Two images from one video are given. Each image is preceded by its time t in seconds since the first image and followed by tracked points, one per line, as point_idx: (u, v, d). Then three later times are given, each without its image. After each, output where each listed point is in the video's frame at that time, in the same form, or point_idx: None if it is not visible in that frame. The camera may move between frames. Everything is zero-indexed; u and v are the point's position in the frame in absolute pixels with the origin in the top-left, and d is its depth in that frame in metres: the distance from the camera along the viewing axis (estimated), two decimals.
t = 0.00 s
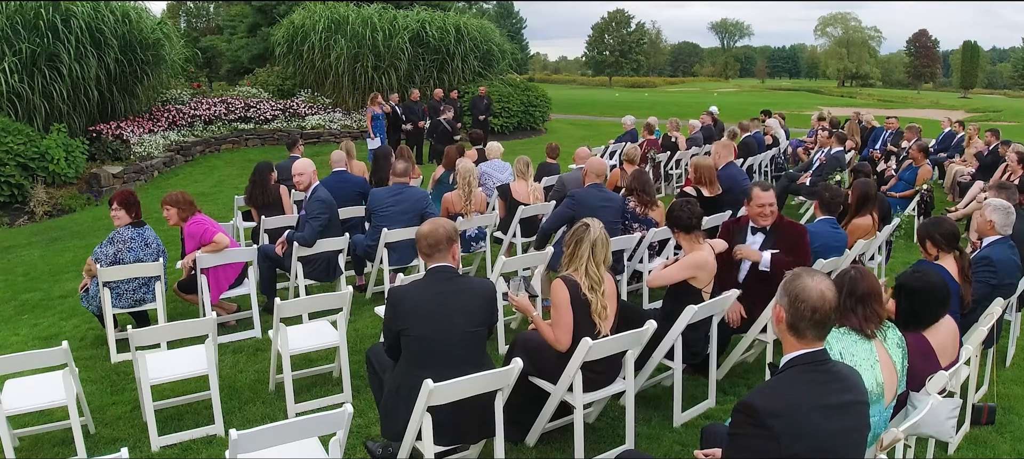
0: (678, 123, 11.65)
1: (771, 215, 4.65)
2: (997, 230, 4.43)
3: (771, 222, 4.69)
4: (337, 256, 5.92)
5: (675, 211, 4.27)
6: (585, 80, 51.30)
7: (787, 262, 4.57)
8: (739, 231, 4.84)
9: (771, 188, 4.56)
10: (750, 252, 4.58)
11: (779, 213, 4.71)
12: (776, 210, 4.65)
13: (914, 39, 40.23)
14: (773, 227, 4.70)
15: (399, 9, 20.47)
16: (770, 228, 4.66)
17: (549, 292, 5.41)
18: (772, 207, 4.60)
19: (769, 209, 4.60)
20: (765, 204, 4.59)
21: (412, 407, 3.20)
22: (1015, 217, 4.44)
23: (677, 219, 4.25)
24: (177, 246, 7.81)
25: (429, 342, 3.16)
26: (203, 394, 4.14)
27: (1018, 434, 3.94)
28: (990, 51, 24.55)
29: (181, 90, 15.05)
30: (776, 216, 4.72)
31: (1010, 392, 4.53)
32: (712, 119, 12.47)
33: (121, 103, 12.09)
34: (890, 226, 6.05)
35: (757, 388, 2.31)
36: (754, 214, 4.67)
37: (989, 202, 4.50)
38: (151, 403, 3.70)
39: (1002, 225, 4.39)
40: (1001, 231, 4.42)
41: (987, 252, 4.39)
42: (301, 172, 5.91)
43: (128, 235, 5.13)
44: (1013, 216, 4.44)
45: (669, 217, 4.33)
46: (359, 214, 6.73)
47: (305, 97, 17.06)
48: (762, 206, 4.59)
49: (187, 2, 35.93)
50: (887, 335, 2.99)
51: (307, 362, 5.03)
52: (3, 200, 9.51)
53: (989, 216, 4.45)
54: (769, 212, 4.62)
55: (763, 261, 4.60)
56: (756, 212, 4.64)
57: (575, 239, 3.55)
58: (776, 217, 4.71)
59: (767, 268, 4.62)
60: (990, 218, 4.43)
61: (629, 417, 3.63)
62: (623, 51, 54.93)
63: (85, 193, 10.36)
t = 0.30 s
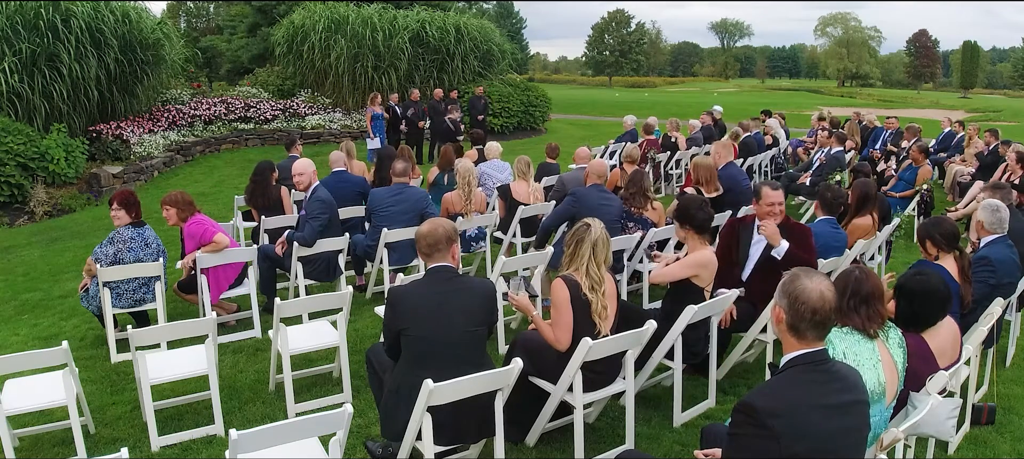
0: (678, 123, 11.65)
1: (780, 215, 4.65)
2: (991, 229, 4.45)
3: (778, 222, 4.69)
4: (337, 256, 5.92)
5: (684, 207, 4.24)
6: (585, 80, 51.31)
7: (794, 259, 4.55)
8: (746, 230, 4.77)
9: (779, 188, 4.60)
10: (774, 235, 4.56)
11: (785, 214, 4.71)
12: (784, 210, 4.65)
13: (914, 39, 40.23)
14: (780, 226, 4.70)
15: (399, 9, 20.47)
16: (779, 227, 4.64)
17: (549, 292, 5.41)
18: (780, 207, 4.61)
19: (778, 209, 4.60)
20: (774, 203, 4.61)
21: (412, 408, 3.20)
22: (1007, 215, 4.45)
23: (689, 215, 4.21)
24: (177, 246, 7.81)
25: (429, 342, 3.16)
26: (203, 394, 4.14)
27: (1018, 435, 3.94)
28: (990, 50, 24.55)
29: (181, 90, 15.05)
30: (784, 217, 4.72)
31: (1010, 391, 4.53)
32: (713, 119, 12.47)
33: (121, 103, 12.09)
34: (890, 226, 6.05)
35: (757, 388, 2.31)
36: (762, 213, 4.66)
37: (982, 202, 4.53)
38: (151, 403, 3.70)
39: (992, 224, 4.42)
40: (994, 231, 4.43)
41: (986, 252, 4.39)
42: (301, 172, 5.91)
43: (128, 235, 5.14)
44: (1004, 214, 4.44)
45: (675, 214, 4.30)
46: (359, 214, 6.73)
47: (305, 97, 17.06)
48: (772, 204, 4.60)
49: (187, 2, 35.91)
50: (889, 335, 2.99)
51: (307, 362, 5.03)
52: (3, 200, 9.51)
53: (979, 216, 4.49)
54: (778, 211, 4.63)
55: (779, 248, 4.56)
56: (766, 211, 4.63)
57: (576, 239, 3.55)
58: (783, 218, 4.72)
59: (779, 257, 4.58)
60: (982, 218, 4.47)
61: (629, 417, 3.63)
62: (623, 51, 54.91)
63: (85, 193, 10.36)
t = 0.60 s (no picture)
0: (678, 123, 11.66)
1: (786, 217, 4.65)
2: (990, 229, 4.45)
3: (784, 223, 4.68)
4: (337, 256, 5.92)
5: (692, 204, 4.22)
6: (585, 80, 51.31)
7: (798, 257, 4.50)
8: (751, 230, 4.79)
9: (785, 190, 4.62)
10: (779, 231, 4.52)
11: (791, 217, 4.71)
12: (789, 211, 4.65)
13: (914, 39, 40.23)
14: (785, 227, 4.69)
15: (399, 9, 20.47)
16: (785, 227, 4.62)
17: (549, 292, 5.41)
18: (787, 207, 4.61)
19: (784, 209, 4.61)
20: (780, 204, 4.62)
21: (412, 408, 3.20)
22: (1006, 215, 4.45)
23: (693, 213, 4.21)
24: (177, 246, 7.81)
25: (429, 342, 3.16)
26: (203, 394, 4.15)
27: (1018, 434, 3.94)
28: (990, 50, 24.54)
29: (181, 90, 15.05)
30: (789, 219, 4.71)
31: (1011, 391, 4.53)
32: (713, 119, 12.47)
33: (121, 103, 12.09)
34: (890, 226, 6.05)
35: (757, 388, 2.31)
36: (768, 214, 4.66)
37: (981, 201, 4.54)
38: (151, 403, 3.69)
39: (992, 224, 4.42)
40: (994, 230, 4.44)
41: (986, 252, 4.39)
42: (301, 172, 5.91)
43: (128, 235, 5.14)
44: (1004, 213, 4.45)
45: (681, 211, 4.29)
46: (360, 214, 6.73)
47: (305, 97, 17.06)
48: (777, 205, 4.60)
49: (187, 2, 35.91)
50: (889, 335, 2.99)
51: (307, 362, 5.03)
52: (3, 200, 9.51)
53: (979, 216, 4.49)
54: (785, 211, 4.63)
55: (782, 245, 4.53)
56: (770, 211, 4.63)
57: (576, 239, 3.55)
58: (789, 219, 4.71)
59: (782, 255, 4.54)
60: (981, 217, 4.48)
61: (629, 417, 3.63)
62: (623, 51, 54.90)
63: (85, 193, 10.36)
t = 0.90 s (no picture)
0: (678, 123, 11.66)
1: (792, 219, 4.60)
2: (990, 229, 4.45)
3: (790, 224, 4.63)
4: (337, 256, 5.92)
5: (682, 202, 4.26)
6: (585, 81, 51.32)
7: (801, 261, 4.47)
8: (757, 231, 4.75)
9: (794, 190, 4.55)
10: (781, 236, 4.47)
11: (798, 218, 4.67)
12: (797, 212, 4.61)
13: (914, 39, 40.24)
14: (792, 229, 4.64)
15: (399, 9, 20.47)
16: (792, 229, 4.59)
17: (549, 292, 5.41)
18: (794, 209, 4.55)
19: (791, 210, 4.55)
20: (788, 205, 4.55)
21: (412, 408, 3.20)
22: (1007, 214, 4.46)
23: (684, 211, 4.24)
24: (177, 246, 7.81)
25: (429, 342, 3.17)
26: (203, 394, 4.14)
27: (1018, 434, 3.94)
28: (990, 50, 24.52)
29: (181, 90, 15.05)
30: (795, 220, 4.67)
31: (1011, 391, 4.53)
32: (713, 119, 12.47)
33: (121, 103, 12.09)
34: (890, 226, 6.04)
35: (757, 388, 2.31)
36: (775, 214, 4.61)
37: (982, 201, 4.54)
38: (151, 403, 3.69)
39: (992, 224, 4.42)
40: (994, 230, 4.44)
41: (986, 252, 4.39)
42: (301, 172, 5.91)
43: (128, 235, 5.14)
44: (1004, 213, 4.45)
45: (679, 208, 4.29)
46: (359, 214, 6.73)
47: (305, 97, 17.06)
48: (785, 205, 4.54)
49: (187, 2, 35.91)
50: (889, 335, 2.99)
51: (306, 362, 5.03)
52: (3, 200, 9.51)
53: (980, 216, 4.49)
54: (792, 212, 4.58)
55: (784, 251, 4.50)
56: (777, 211, 4.58)
57: (576, 239, 3.55)
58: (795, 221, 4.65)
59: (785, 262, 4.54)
60: (981, 217, 4.48)
61: (629, 417, 3.63)
62: (623, 51, 54.92)
63: (85, 193, 10.36)
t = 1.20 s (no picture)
0: (678, 123, 11.66)
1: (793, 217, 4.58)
2: (990, 230, 4.45)
3: (793, 223, 4.61)
4: (337, 256, 5.92)
5: (680, 204, 4.22)
6: (585, 81, 51.34)
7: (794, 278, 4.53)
8: (759, 230, 4.73)
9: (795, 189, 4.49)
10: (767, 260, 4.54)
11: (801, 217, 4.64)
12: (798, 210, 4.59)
13: (914, 39, 40.29)
14: (795, 228, 4.60)
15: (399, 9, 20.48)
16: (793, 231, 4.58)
17: (549, 292, 5.41)
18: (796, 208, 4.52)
19: (791, 209, 4.52)
20: (789, 204, 4.52)
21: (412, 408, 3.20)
22: (1007, 214, 4.45)
23: (683, 213, 4.22)
24: (177, 246, 7.81)
25: (429, 342, 3.17)
26: (203, 394, 4.15)
27: (1018, 435, 3.94)
28: (990, 51, 24.50)
29: (181, 90, 15.05)
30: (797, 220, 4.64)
31: (1011, 392, 4.53)
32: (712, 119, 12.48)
33: (121, 103, 12.09)
34: (890, 226, 6.04)
35: (757, 388, 2.31)
36: (777, 213, 4.59)
37: (981, 201, 4.53)
38: (151, 403, 3.69)
39: (992, 224, 4.42)
40: (994, 230, 4.43)
41: (986, 252, 4.39)
42: (301, 172, 5.91)
43: (128, 235, 5.14)
44: (1004, 213, 4.45)
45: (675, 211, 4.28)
46: (359, 214, 6.73)
47: (305, 97, 17.06)
48: (786, 204, 4.51)
49: (187, 2, 35.91)
50: (892, 335, 2.98)
51: (307, 362, 5.03)
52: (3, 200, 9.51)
53: (980, 216, 4.49)
54: (794, 211, 4.56)
55: (777, 271, 4.55)
56: (779, 210, 4.56)
57: (576, 239, 3.55)
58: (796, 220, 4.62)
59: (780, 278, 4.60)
60: (981, 217, 4.48)
61: (629, 417, 3.63)
62: (623, 51, 54.92)
63: (85, 193, 10.36)
